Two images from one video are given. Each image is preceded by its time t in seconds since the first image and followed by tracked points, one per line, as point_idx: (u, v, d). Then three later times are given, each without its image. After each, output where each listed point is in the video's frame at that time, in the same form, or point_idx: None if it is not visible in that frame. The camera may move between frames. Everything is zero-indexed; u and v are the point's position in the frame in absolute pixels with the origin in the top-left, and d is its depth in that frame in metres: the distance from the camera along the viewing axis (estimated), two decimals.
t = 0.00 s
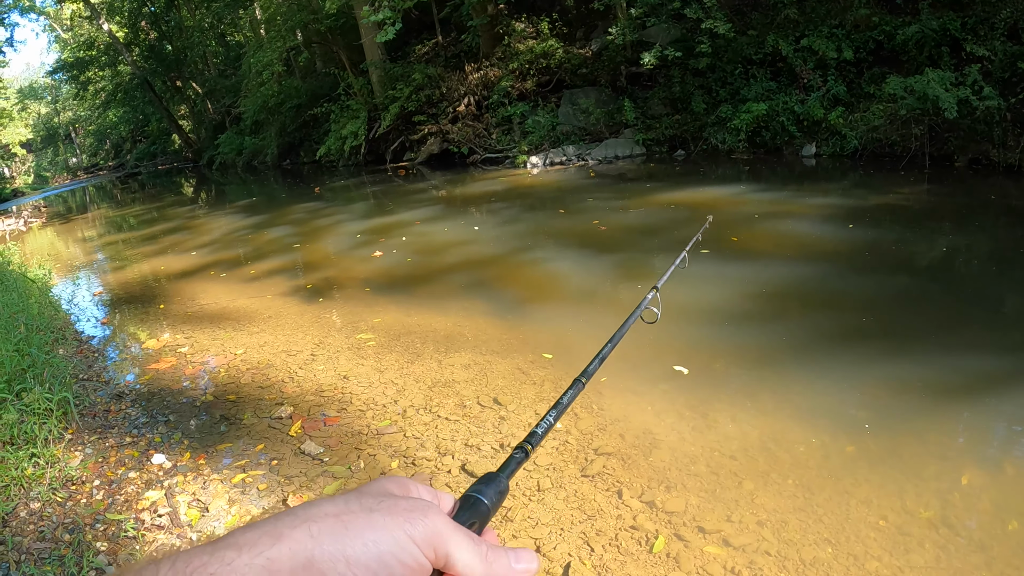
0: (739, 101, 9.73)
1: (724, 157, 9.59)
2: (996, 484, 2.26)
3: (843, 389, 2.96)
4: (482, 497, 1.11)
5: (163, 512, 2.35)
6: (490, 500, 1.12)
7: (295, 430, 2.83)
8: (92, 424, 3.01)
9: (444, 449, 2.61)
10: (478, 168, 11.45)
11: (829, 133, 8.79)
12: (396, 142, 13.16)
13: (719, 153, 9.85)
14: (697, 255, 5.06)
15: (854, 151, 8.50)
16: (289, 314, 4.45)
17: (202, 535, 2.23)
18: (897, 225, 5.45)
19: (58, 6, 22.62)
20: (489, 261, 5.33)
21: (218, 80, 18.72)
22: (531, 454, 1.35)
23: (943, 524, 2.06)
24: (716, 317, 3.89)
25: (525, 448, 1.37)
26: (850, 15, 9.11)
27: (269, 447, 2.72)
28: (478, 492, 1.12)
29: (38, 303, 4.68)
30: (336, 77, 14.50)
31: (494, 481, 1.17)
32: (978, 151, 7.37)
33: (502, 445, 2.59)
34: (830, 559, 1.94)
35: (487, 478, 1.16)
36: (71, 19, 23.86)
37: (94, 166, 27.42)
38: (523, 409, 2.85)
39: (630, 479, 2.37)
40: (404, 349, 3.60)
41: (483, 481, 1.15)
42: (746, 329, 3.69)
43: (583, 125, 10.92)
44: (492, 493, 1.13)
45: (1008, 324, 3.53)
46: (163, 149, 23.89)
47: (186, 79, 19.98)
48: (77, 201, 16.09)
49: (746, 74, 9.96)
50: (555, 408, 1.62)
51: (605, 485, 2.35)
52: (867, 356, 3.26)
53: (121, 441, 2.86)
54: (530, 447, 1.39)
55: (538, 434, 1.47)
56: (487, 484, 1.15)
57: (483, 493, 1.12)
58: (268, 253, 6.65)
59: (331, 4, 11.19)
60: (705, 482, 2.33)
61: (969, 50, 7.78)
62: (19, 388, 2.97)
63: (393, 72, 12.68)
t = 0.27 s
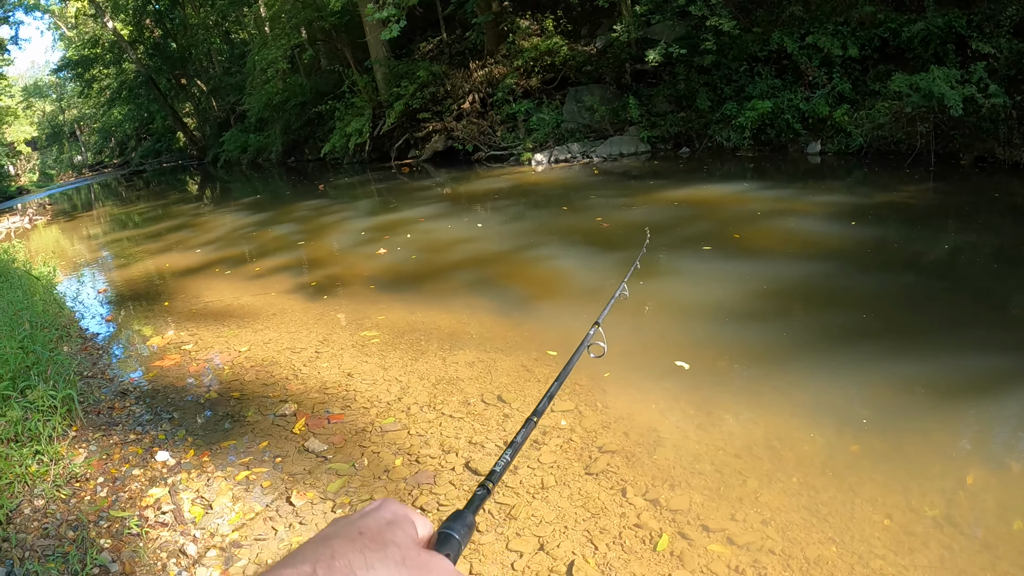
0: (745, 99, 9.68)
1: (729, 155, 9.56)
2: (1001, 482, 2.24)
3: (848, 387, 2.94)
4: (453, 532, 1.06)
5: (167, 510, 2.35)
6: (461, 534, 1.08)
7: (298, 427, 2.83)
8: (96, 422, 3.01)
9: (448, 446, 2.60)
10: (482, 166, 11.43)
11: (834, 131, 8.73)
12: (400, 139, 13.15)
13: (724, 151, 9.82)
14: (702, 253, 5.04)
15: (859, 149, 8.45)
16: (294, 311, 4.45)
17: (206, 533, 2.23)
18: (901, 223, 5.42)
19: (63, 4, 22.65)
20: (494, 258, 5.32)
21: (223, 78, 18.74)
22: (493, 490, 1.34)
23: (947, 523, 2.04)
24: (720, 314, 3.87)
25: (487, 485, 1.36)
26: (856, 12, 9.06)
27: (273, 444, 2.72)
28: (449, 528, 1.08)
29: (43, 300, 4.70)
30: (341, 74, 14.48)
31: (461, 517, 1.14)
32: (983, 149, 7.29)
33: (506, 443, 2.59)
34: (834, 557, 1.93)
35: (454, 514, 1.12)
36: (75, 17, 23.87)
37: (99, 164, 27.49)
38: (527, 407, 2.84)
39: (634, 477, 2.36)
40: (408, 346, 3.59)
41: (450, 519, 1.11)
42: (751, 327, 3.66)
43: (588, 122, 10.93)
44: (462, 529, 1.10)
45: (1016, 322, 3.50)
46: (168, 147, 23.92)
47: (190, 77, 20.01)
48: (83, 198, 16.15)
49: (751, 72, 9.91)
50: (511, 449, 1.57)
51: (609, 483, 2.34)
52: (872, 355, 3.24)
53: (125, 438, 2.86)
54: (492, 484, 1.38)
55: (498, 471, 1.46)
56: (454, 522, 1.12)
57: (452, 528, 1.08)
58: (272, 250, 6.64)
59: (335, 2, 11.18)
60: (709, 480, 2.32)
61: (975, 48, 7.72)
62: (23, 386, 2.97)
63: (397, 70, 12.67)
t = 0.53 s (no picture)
0: (753, 96, 9.61)
1: (737, 153, 9.49)
2: (1013, 483, 2.20)
3: (857, 386, 2.91)
4: None
5: (175, 506, 2.35)
6: None
7: (307, 424, 2.82)
8: (104, 419, 3.01)
9: (456, 444, 2.59)
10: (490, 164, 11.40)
11: (843, 129, 8.64)
12: (408, 137, 13.14)
13: (732, 149, 9.76)
14: (710, 251, 5.00)
15: (868, 148, 8.34)
16: (302, 309, 4.45)
17: (214, 530, 2.22)
18: (910, 221, 5.37)
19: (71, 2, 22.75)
20: (502, 256, 5.30)
21: (231, 76, 18.79)
22: None
23: (957, 523, 2.02)
24: (729, 313, 3.84)
25: None
26: (865, 10, 8.99)
27: (281, 441, 2.71)
28: None
29: (52, 298, 4.72)
30: (349, 72, 14.47)
31: None
32: (992, 148, 7.23)
33: (515, 441, 2.57)
34: (843, 557, 1.91)
35: None
36: (84, 15, 23.98)
37: (108, 161, 27.62)
38: (535, 405, 2.83)
39: (642, 476, 2.34)
40: (417, 343, 3.58)
41: None
42: (760, 325, 3.63)
43: (596, 120, 10.85)
44: None
45: None
46: (176, 144, 24.00)
47: (198, 74, 20.08)
48: (91, 196, 16.22)
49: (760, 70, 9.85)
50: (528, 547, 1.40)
51: (617, 481, 2.32)
52: (881, 354, 3.20)
53: (133, 435, 2.86)
54: None
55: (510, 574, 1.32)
56: None
57: None
58: (280, 248, 6.64)
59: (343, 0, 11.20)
60: (717, 479, 2.30)
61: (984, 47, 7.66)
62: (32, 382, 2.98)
63: (405, 67, 12.69)
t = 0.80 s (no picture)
0: (766, 95, 9.51)
1: (750, 151, 9.42)
2: None
3: (872, 385, 2.86)
4: None
5: (189, 502, 2.34)
6: None
7: (320, 421, 2.81)
8: (118, 415, 3.02)
9: (469, 441, 2.57)
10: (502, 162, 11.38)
11: (856, 127, 8.54)
12: (421, 135, 13.14)
13: (745, 147, 9.69)
14: (724, 249, 4.95)
15: (881, 146, 8.23)
16: (314, 306, 4.45)
17: (227, 526, 2.22)
18: (924, 220, 5.29)
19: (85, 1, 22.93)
20: (515, 254, 5.27)
21: (243, 74, 18.88)
22: None
23: (970, 524, 1.98)
24: (742, 311, 3.79)
25: None
26: (878, 8, 8.89)
27: (294, 438, 2.70)
28: None
29: (66, 294, 4.75)
30: (361, 70, 14.47)
31: None
32: (1006, 147, 7.12)
33: (528, 439, 2.55)
34: (856, 557, 1.88)
35: None
36: (97, 14, 24.15)
37: (121, 159, 27.83)
38: (549, 403, 2.80)
39: (655, 474, 2.31)
40: (430, 341, 3.56)
41: None
42: (773, 324, 3.59)
43: (609, 118, 10.81)
44: None
45: None
46: (188, 142, 24.11)
47: (211, 73, 20.19)
48: (104, 193, 16.35)
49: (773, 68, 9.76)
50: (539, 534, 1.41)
51: (630, 480, 2.29)
52: (895, 353, 3.15)
53: (147, 431, 2.86)
54: None
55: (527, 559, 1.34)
56: None
57: None
58: (293, 245, 6.64)
59: None
60: (730, 477, 2.27)
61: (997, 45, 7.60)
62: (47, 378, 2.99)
63: (418, 65, 12.75)
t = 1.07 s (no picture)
0: (779, 94, 9.43)
1: (763, 151, 9.35)
2: None
3: (887, 385, 2.82)
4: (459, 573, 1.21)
5: (206, 499, 2.35)
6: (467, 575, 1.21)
7: (336, 419, 2.81)
8: (135, 412, 3.03)
9: (485, 439, 2.55)
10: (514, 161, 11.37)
11: (870, 127, 8.49)
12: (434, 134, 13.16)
13: (758, 147, 9.62)
14: (738, 249, 4.91)
15: (894, 145, 8.18)
16: (329, 304, 4.45)
17: (245, 522, 2.22)
18: (939, 220, 5.22)
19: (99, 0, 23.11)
20: (529, 253, 5.25)
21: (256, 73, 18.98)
22: (498, 528, 1.38)
23: (984, 525, 1.96)
24: (755, 311, 3.76)
25: (494, 521, 1.39)
26: (892, 7, 8.78)
27: (310, 435, 2.70)
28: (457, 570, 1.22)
29: (82, 291, 4.79)
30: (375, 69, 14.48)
31: (470, 558, 1.26)
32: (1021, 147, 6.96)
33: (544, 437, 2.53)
34: (870, 557, 1.86)
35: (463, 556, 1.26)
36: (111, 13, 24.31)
37: (135, 157, 28.07)
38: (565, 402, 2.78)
39: (670, 473, 2.29)
40: (445, 340, 3.55)
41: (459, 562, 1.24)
42: (787, 323, 3.55)
43: (622, 117, 10.76)
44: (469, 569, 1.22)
45: None
46: (201, 141, 24.25)
47: (224, 72, 20.30)
48: (117, 192, 16.49)
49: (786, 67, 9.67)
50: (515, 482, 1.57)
51: (646, 478, 2.27)
52: (909, 352, 3.11)
53: (163, 428, 2.88)
54: (500, 521, 1.41)
55: (505, 504, 1.47)
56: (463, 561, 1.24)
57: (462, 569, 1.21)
58: (308, 244, 6.67)
59: None
60: (745, 476, 2.24)
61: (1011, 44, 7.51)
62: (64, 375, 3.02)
63: (431, 64, 12.69)
